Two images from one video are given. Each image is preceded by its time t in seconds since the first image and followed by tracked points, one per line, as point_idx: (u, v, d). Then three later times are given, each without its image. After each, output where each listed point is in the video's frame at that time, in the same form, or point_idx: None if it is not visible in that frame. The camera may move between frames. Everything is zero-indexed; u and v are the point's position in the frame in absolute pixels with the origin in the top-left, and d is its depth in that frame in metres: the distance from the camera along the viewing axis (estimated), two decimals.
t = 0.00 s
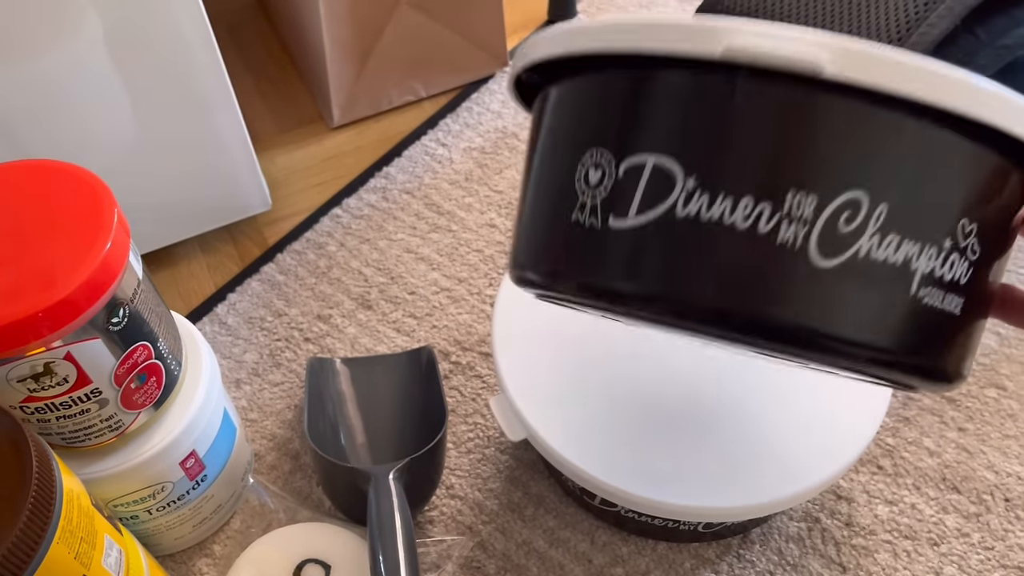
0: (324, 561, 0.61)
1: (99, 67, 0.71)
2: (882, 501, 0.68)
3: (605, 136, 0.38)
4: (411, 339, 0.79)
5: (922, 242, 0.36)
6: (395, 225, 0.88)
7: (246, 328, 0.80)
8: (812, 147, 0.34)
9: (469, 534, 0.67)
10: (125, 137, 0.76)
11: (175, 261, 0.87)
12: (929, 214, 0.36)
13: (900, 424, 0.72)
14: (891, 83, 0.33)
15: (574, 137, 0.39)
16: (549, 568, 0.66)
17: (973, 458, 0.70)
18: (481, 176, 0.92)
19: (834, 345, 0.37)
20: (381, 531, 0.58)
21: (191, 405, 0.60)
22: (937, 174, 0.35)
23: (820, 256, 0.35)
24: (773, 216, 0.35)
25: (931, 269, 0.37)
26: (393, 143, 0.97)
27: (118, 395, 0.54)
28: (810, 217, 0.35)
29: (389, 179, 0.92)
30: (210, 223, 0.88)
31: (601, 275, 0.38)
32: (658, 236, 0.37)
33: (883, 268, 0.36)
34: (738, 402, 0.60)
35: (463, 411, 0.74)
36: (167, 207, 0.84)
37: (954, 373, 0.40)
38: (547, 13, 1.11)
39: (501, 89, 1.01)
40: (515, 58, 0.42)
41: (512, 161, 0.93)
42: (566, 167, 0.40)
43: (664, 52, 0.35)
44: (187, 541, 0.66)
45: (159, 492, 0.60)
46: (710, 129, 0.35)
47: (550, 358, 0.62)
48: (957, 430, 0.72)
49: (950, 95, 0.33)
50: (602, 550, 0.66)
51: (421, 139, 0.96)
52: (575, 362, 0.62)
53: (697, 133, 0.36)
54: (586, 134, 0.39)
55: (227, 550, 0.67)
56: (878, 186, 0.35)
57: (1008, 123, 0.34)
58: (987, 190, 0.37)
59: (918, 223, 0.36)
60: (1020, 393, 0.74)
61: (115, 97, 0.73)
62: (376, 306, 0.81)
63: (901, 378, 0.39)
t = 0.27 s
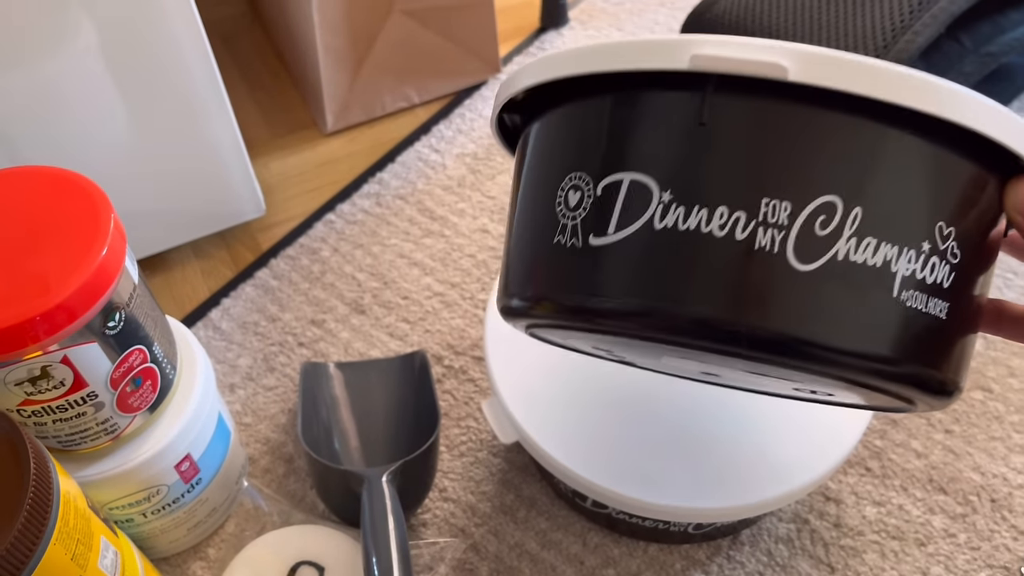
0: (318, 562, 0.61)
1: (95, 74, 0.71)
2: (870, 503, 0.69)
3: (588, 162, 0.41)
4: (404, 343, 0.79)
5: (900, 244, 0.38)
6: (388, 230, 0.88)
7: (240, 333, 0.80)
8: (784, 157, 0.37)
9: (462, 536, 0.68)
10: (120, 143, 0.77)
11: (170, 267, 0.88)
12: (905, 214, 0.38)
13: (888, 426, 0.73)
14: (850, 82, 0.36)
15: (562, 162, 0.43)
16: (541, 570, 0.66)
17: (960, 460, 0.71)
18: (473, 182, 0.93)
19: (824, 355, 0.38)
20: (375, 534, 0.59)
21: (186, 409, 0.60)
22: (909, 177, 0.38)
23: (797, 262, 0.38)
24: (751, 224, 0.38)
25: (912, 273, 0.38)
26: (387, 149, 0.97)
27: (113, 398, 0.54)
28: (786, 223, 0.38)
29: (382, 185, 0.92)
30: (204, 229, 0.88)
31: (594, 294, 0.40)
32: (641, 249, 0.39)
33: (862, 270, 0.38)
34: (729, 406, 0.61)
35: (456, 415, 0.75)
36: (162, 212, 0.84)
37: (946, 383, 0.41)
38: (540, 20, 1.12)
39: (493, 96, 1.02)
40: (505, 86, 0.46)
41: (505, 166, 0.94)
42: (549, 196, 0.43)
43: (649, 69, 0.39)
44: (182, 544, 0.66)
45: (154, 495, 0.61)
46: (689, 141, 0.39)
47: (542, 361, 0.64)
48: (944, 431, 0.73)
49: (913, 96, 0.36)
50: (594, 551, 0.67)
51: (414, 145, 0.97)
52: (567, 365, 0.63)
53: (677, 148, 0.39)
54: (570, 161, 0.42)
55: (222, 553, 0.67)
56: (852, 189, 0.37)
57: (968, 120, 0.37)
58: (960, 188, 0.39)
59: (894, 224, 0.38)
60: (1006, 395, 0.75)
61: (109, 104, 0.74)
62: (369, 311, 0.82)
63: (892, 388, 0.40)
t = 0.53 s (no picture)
0: (313, 566, 0.62)
1: (91, 82, 0.72)
2: (861, 505, 0.69)
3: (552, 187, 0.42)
4: (399, 349, 0.80)
5: (863, 258, 0.39)
6: (383, 236, 0.89)
7: (235, 338, 0.81)
8: (743, 178, 0.38)
9: (456, 540, 0.68)
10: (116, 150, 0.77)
11: (166, 273, 0.88)
12: (866, 228, 0.38)
13: (878, 430, 0.74)
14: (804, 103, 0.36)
15: (529, 186, 0.43)
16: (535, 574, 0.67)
17: (950, 463, 0.72)
18: (468, 188, 0.93)
19: (794, 371, 0.39)
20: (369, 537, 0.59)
21: (181, 414, 0.61)
22: (866, 193, 0.38)
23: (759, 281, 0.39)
24: (712, 245, 0.39)
25: (876, 286, 0.39)
26: (381, 156, 0.98)
27: (110, 404, 0.55)
28: (746, 243, 0.38)
29: (377, 192, 0.93)
30: (200, 235, 0.89)
31: (567, 319, 0.41)
32: (606, 274, 0.40)
33: (824, 284, 0.39)
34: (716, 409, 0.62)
35: (451, 419, 0.75)
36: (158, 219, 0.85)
37: (920, 391, 0.42)
38: (533, 27, 1.12)
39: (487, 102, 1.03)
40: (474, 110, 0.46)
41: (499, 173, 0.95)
42: (519, 220, 0.44)
43: (606, 97, 0.39)
44: (177, 549, 0.67)
45: (151, 499, 0.61)
46: (649, 163, 0.39)
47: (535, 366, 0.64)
48: (934, 435, 0.73)
49: (871, 112, 0.37)
50: (587, 554, 0.68)
51: (409, 151, 0.98)
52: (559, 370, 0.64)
53: (638, 170, 0.39)
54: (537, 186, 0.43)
55: (217, 557, 0.68)
56: (811, 207, 0.38)
57: (925, 133, 0.37)
58: (921, 196, 0.39)
59: (855, 240, 0.38)
60: (995, 398, 0.76)
61: (105, 112, 0.74)
62: (365, 316, 0.82)
63: (866, 400, 0.41)
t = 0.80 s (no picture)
0: (314, 568, 0.62)
1: (92, 88, 0.72)
2: (857, 507, 0.70)
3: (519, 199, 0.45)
4: (398, 353, 0.80)
5: (807, 259, 0.41)
6: (382, 241, 0.89)
7: (235, 343, 0.81)
8: (683, 192, 0.40)
9: (456, 543, 0.69)
10: (117, 155, 0.78)
11: (166, 278, 0.89)
12: (809, 232, 0.40)
13: (874, 433, 0.74)
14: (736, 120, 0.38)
15: (504, 193, 0.47)
16: None
17: (945, 465, 0.72)
18: (466, 193, 0.94)
19: (750, 363, 0.42)
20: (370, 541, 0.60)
21: (181, 418, 0.61)
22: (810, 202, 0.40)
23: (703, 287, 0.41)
24: (657, 257, 0.41)
25: (823, 282, 0.41)
26: (380, 161, 0.99)
27: (112, 407, 0.55)
28: (688, 253, 0.41)
29: (376, 197, 0.94)
30: (199, 241, 0.89)
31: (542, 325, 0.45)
32: (567, 285, 0.44)
33: (769, 286, 0.41)
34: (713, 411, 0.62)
35: (450, 423, 0.76)
36: (158, 224, 0.85)
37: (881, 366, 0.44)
38: (530, 34, 1.13)
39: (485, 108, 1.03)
40: (452, 117, 0.49)
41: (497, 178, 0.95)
42: (498, 227, 0.48)
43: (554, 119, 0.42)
44: (177, 552, 0.67)
45: (151, 502, 0.61)
46: (594, 180, 0.42)
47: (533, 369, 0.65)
48: (929, 437, 0.74)
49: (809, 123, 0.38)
50: (586, 557, 0.68)
51: (407, 157, 0.98)
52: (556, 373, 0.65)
53: (585, 187, 0.42)
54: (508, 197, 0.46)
55: (217, 561, 0.68)
56: (751, 215, 0.40)
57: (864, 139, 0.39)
58: (868, 190, 0.41)
59: (798, 243, 0.40)
60: (989, 401, 0.76)
61: (106, 118, 0.75)
62: (364, 321, 0.83)
63: (829, 381, 0.43)
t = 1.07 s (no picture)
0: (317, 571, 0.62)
1: (95, 92, 0.72)
2: (859, 510, 0.70)
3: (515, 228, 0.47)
4: (400, 356, 0.81)
5: (795, 277, 0.42)
6: (384, 245, 0.90)
7: (238, 347, 0.81)
8: (670, 215, 0.41)
9: (458, 546, 0.69)
10: (119, 160, 0.78)
11: (168, 282, 0.89)
12: (796, 249, 0.41)
13: (875, 436, 0.74)
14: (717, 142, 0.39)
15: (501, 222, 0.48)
16: None
17: (947, 468, 0.72)
18: (468, 197, 0.94)
19: (748, 381, 0.43)
20: (373, 545, 0.60)
21: (185, 421, 0.61)
22: (794, 218, 0.41)
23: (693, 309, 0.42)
24: (648, 281, 0.42)
25: (813, 299, 0.42)
26: (381, 165, 0.99)
27: (116, 411, 0.55)
28: (678, 276, 0.42)
29: (377, 201, 0.94)
30: (202, 244, 0.89)
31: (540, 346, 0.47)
32: (562, 308, 0.45)
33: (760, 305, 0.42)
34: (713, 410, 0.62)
35: (452, 426, 0.76)
36: (160, 229, 0.85)
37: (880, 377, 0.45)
38: (531, 38, 1.13)
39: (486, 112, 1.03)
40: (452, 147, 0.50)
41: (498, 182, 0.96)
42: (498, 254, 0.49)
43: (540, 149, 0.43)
44: (180, 556, 0.67)
45: (155, 506, 0.62)
46: (582, 209, 0.43)
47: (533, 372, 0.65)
48: (931, 440, 0.74)
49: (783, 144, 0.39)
50: (588, 560, 0.68)
51: (408, 161, 0.98)
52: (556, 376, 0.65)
53: (575, 213, 0.43)
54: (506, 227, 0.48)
55: (220, 565, 0.68)
56: (739, 236, 0.41)
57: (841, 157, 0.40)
58: (853, 204, 0.41)
59: (785, 261, 0.41)
60: (990, 404, 0.76)
61: (109, 122, 0.75)
62: (366, 324, 0.83)
63: (829, 395, 0.44)
